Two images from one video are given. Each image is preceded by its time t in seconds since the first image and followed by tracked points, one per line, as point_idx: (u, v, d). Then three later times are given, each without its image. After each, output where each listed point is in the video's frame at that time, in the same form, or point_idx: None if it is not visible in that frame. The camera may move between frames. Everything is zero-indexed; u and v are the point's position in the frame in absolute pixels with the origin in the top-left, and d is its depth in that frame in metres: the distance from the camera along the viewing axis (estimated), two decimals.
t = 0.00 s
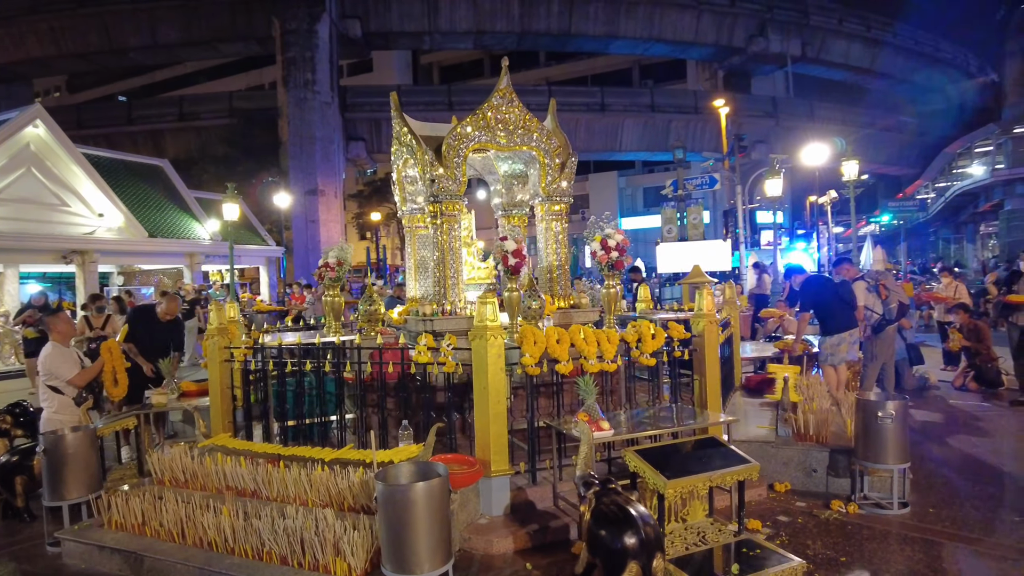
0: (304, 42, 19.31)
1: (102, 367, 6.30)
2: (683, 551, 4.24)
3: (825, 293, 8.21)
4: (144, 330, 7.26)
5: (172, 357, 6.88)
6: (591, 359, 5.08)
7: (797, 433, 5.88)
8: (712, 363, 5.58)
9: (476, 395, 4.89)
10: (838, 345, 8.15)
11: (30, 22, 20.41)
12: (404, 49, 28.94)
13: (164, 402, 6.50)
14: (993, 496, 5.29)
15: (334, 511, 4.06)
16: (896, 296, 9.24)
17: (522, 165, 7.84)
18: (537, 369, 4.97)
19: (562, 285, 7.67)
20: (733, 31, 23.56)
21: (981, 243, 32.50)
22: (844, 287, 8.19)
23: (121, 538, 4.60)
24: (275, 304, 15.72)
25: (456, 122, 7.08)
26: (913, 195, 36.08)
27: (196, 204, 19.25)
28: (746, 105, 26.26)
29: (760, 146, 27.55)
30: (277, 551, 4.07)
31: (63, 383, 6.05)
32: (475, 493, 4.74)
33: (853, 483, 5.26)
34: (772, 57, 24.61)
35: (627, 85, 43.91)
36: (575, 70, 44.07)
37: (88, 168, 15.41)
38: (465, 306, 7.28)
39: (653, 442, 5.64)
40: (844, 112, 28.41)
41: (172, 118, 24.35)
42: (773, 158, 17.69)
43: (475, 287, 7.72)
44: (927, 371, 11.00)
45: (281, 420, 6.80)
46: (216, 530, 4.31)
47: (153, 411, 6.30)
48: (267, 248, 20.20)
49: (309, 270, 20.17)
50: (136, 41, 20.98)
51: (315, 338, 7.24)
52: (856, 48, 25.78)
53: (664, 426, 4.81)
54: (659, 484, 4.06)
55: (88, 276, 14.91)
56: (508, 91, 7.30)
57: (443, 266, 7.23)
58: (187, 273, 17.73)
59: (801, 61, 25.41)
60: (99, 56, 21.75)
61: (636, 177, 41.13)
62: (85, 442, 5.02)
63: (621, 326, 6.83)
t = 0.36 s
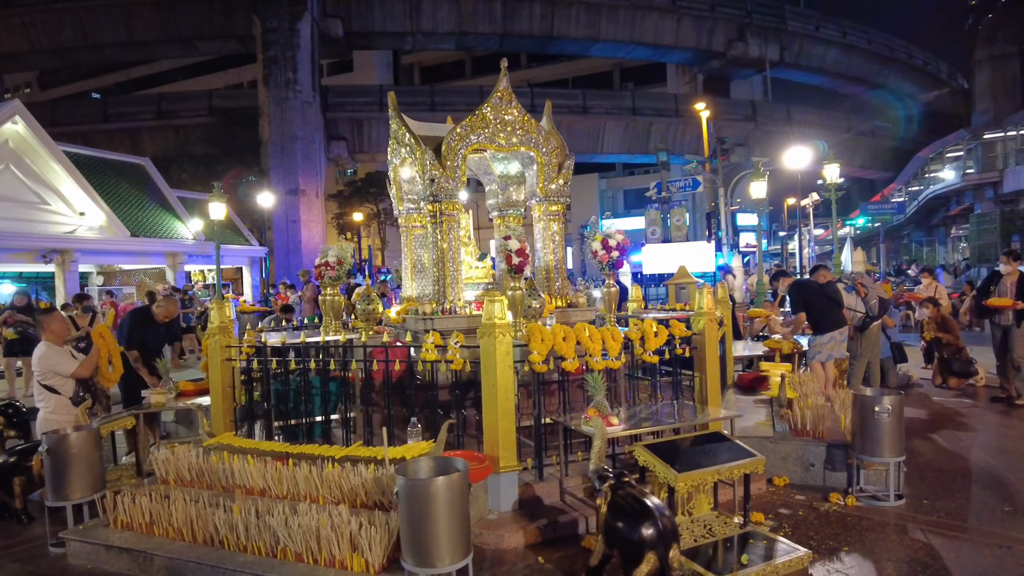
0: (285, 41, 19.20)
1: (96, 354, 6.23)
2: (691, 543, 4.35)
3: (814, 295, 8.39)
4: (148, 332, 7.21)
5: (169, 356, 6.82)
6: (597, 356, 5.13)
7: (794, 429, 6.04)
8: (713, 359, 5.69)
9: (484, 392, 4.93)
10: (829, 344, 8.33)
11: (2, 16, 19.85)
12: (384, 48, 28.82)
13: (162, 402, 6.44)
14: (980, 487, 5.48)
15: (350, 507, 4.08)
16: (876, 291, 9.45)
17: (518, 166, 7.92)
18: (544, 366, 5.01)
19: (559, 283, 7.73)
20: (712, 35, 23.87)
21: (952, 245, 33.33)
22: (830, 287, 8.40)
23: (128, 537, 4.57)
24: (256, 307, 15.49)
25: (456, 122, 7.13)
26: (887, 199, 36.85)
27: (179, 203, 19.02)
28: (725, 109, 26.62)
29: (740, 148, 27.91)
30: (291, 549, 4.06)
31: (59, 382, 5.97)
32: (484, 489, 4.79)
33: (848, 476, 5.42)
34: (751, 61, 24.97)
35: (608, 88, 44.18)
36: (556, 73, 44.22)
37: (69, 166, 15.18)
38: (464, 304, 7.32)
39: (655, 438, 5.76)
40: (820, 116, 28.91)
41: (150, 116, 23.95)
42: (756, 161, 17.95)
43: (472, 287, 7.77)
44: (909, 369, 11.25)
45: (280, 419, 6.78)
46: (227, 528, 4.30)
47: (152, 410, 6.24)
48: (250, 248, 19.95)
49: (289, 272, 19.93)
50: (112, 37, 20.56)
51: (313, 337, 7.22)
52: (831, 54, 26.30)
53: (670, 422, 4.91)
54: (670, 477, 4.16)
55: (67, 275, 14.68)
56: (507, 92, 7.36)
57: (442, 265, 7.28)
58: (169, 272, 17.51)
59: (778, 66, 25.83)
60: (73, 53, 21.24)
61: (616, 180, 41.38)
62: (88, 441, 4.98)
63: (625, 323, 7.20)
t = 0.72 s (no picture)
0: (285, 41, 19.22)
1: (109, 347, 6.25)
2: (712, 538, 4.40)
3: (825, 294, 8.45)
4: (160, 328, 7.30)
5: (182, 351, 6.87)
6: (615, 354, 5.16)
7: (807, 426, 6.10)
8: (728, 357, 5.75)
9: (504, 389, 4.97)
10: (839, 343, 8.43)
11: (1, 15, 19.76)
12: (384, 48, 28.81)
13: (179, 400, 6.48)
14: (991, 483, 5.53)
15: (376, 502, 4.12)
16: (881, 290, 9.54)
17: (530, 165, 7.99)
18: (564, 364, 5.05)
19: (571, 282, 7.77)
20: (711, 35, 23.95)
21: (950, 246, 33.49)
22: (839, 286, 8.53)
23: (152, 533, 4.60)
24: (258, 306, 15.49)
25: (470, 121, 7.17)
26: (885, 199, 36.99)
27: (181, 202, 19.03)
28: (724, 109, 26.67)
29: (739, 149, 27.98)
30: (319, 544, 4.09)
31: (77, 380, 6.01)
32: (505, 485, 4.83)
33: (863, 473, 5.47)
34: (749, 62, 25.05)
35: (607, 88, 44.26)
36: (555, 73, 44.24)
37: (73, 165, 15.20)
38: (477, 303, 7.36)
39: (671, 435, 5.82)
40: (817, 117, 29.00)
41: (149, 115, 23.92)
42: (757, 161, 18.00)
43: (484, 286, 7.82)
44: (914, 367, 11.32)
45: (295, 417, 6.81)
46: (253, 523, 4.31)
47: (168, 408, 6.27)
48: (252, 247, 19.90)
49: (289, 271, 19.80)
50: (112, 37, 20.53)
51: (327, 336, 7.25)
52: (829, 54, 26.41)
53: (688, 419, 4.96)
54: (692, 472, 4.21)
55: (71, 274, 14.70)
56: (520, 91, 7.39)
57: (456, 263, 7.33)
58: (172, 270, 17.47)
59: (777, 66, 25.91)
60: (73, 52, 21.20)
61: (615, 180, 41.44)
62: (111, 438, 5.01)
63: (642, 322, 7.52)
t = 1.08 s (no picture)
0: (294, 39, 19.20)
1: (133, 348, 6.12)
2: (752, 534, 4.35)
3: (850, 290, 8.43)
4: (179, 320, 7.47)
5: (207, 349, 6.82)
6: (647, 349, 5.10)
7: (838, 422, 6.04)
8: (758, 352, 5.70)
9: (536, 383, 4.92)
10: (864, 339, 8.43)
11: (12, 14, 19.78)
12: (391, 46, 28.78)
13: (205, 394, 6.47)
14: None
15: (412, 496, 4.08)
16: (901, 287, 9.48)
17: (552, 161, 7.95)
18: (596, 358, 5.00)
19: (594, 276, 7.71)
20: (720, 33, 23.82)
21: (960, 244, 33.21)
22: (863, 282, 8.51)
23: (185, 528, 4.57)
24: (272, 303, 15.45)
25: (493, 115, 7.11)
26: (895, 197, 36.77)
27: (194, 199, 19.08)
28: (734, 107, 26.48)
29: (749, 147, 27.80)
30: (355, 538, 4.04)
31: (102, 375, 6.00)
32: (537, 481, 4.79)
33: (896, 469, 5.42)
34: (758, 60, 24.88)
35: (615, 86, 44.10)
36: (563, 71, 44.09)
37: (88, 162, 15.25)
38: (500, 298, 7.31)
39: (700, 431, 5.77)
40: (826, 115, 28.80)
41: (159, 114, 23.96)
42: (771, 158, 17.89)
43: (507, 281, 7.77)
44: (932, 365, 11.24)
45: (320, 412, 6.80)
46: (287, 517, 4.27)
47: (194, 403, 6.26)
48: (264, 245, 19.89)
49: (299, 269, 19.84)
50: (122, 35, 20.52)
51: (349, 331, 7.22)
52: (839, 52, 26.24)
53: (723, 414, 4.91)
54: (732, 467, 4.17)
55: (87, 271, 14.71)
56: (543, 85, 7.33)
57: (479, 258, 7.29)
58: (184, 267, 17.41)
59: (786, 64, 25.74)
60: (83, 51, 21.22)
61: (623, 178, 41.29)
62: (141, 432, 4.99)
63: (669, 315, 7.56)
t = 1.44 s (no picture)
0: (306, 34, 19.14)
1: (163, 350, 6.23)
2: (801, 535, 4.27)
3: (881, 288, 8.34)
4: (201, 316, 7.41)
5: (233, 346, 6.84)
6: (688, 348, 5.02)
7: (877, 422, 5.94)
8: (797, 351, 5.60)
9: (576, 382, 4.85)
10: (894, 338, 8.33)
11: (24, 9, 19.77)
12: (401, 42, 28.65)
13: (234, 391, 6.44)
14: None
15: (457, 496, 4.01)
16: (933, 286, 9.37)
17: (575, 156, 7.68)
18: (637, 356, 4.92)
19: (623, 272, 7.63)
20: (733, 27, 23.59)
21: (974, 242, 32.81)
22: (895, 279, 8.42)
23: (223, 526, 4.52)
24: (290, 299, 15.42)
25: (523, 110, 7.04)
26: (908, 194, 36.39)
27: (209, 194, 19.09)
28: (747, 103, 26.19)
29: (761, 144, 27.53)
30: (399, 539, 3.97)
31: (133, 372, 6.00)
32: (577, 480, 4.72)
33: (939, 470, 5.32)
34: (771, 55, 24.60)
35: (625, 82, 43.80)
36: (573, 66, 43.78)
37: (105, 157, 15.20)
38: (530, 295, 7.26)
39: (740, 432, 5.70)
40: (840, 110, 28.47)
41: (171, 109, 23.94)
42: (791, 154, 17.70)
43: (534, 278, 7.70)
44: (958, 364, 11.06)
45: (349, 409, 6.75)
46: (328, 517, 4.21)
47: (224, 399, 6.25)
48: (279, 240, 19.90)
49: (312, 265, 19.82)
50: (133, 31, 20.47)
51: (377, 328, 7.17)
52: (853, 47, 25.97)
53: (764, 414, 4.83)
54: (783, 468, 4.09)
55: (103, 267, 14.70)
56: (573, 79, 7.24)
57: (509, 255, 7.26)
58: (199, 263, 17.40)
59: (799, 60, 25.47)
60: (95, 47, 21.18)
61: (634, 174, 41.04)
62: (176, 429, 4.94)
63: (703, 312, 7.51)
